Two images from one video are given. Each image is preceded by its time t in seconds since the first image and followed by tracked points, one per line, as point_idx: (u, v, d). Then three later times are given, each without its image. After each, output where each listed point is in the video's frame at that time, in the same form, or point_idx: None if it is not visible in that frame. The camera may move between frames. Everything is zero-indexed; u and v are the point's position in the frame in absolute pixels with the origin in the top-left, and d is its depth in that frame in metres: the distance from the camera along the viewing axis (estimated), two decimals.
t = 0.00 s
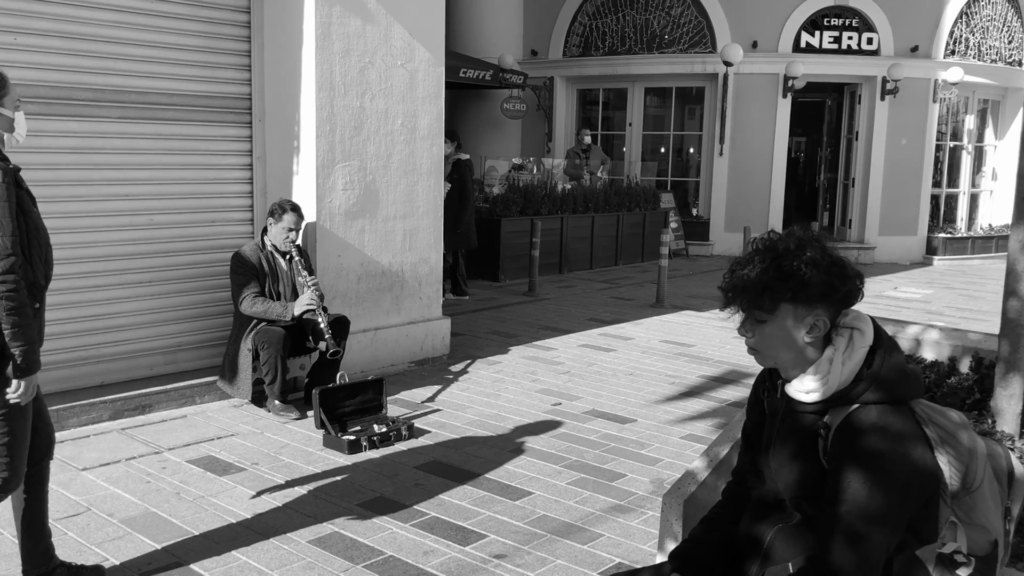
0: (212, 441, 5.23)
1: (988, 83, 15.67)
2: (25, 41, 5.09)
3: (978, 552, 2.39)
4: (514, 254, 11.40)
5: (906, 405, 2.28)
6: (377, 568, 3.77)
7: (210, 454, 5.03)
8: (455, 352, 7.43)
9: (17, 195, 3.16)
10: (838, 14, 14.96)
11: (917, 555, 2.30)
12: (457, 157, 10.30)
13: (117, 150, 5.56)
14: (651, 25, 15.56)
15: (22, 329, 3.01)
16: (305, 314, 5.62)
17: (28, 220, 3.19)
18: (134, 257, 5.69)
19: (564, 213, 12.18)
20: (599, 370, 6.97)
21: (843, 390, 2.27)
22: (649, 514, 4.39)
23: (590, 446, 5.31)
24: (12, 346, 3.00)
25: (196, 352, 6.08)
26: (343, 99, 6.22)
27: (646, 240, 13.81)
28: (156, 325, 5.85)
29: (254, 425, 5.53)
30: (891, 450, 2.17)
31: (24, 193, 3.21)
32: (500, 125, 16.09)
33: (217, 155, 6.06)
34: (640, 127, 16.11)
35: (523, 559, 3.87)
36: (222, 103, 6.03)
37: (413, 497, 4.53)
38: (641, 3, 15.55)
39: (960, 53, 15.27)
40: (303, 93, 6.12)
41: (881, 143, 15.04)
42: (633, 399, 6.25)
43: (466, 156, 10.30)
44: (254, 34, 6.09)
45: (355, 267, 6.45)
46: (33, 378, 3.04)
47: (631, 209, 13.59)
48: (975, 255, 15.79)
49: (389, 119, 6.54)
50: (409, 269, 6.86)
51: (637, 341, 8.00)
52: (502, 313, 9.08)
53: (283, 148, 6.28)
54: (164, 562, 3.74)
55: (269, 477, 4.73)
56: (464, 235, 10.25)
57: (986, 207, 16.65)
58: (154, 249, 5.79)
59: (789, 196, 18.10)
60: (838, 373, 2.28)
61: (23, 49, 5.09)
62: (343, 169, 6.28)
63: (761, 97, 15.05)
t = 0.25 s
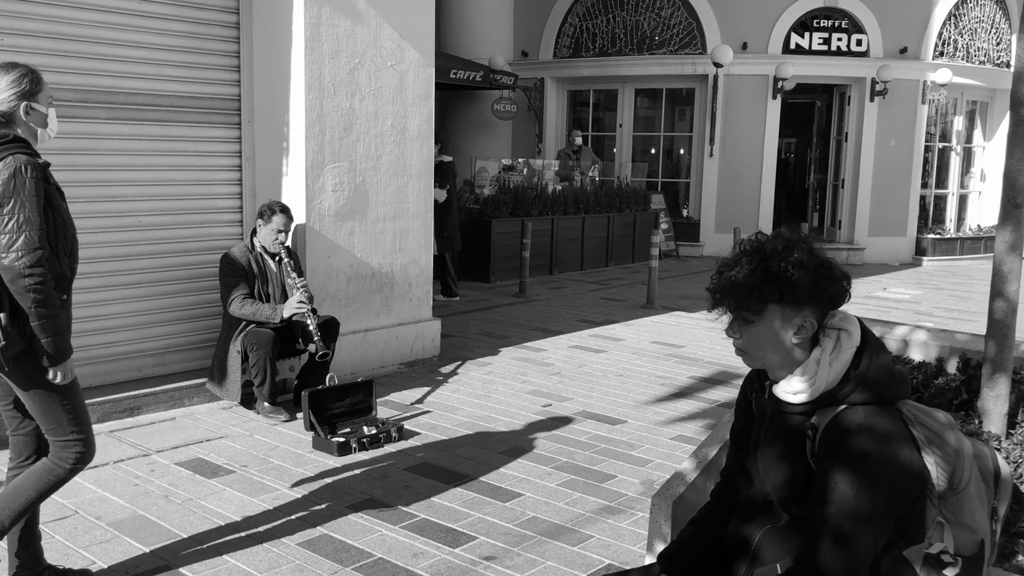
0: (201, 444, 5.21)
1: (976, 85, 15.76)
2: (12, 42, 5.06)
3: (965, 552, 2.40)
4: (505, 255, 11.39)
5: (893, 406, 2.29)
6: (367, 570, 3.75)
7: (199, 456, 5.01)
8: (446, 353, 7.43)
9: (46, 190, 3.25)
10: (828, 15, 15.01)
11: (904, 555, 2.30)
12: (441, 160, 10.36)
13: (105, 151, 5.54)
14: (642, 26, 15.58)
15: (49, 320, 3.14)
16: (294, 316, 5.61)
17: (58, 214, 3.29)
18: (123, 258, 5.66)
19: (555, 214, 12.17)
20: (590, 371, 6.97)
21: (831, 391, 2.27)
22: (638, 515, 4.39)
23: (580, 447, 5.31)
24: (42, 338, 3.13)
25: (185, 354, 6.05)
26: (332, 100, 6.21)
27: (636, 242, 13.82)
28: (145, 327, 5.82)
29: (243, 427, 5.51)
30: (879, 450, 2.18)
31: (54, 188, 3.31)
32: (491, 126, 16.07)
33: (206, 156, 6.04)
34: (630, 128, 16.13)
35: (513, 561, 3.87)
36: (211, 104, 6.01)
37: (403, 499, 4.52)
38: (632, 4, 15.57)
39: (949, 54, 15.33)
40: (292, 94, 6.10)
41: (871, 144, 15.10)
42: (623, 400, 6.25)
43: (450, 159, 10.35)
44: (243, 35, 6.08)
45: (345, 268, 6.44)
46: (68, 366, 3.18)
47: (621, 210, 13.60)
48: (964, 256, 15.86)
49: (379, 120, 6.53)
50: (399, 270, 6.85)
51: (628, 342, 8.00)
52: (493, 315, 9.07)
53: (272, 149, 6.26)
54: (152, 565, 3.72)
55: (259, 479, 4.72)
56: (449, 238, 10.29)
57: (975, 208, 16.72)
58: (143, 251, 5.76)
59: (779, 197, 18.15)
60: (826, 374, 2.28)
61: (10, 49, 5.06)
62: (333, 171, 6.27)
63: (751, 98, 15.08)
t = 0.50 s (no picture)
0: (190, 446, 5.19)
1: (965, 86, 15.85)
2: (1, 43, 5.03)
3: (952, 552, 2.40)
4: (496, 256, 11.39)
5: (881, 406, 2.30)
6: (357, 573, 3.75)
7: (188, 458, 4.99)
8: (436, 355, 7.43)
9: (75, 190, 3.28)
10: (818, 17, 15.07)
11: (892, 555, 2.31)
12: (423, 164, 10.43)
13: (95, 153, 5.51)
14: (633, 28, 15.61)
15: (77, 316, 3.15)
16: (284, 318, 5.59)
17: (86, 215, 3.34)
18: (112, 260, 5.64)
19: (546, 216, 12.18)
20: (581, 372, 6.98)
21: (818, 392, 2.28)
22: (629, 517, 4.39)
23: (570, 449, 5.31)
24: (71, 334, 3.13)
25: (175, 356, 6.03)
26: (322, 101, 6.20)
27: (627, 243, 13.84)
28: (134, 329, 5.79)
29: (233, 429, 5.49)
30: (866, 451, 2.19)
31: (83, 189, 3.35)
32: (482, 127, 16.07)
33: (196, 157, 6.02)
34: (621, 129, 16.15)
35: (503, 562, 3.87)
36: (201, 106, 6.00)
37: (394, 501, 4.52)
38: (623, 6, 15.58)
39: (938, 56, 15.40)
40: (282, 95, 6.08)
41: (860, 145, 15.18)
42: (614, 401, 6.26)
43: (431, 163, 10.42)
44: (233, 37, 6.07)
45: (335, 270, 6.42)
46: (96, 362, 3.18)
47: (612, 211, 13.63)
48: (953, 257, 15.93)
49: (369, 122, 6.52)
50: (389, 272, 6.84)
51: (619, 343, 8.01)
52: (484, 316, 9.06)
53: (263, 151, 6.24)
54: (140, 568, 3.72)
55: (248, 482, 4.70)
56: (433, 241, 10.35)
57: (964, 209, 16.80)
58: (133, 253, 5.73)
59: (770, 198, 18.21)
60: (814, 374, 2.28)
61: None
62: (323, 172, 6.25)
63: (741, 100, 15.13)
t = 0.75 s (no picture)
0: (180, 448, 5.17)
1: (955, 88, 15.91)
2: None
3: (940, 553, 2.40)
4: (489, 258, 11.39)
5: (870, 408, 2.30)
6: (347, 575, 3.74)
7: (179, 461, 4.97)
8: (428, 356, 7.42)
9: (106, 199, 3.40)
10: (809, 19, 15.10)
11: (881, 557, 2.31)
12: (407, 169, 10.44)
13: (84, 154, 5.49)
14: (624, 29, 15.61)
15: (104, 322, 3.26)
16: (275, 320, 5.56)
17: (117, 222, 3.45)
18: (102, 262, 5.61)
19: (538, 217, 12.17)
20: (573, 374, 6.98)
21: (807, 393, 2.28)
22: (620, 518, 4.39)
23: (562, 450, 5.31)
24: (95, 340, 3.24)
25: (165, 358, 6.01)
26: (313, 103, 6.18)
27: (620, 244, 13.86)
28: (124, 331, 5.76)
29: (224, 432, 5.48)
30: (854, 452, 2.19)
31: (114, 198, 3.46)
32: (474, 129, 16.06)
33: (187, 159, 6.00)
34: (613, 131, 16.16)
35: (494, 564, 3.86)
36: (192, 107, 5.98)
37: (385, 504, 4.50)
38: (615, 7, 15.59)
39: (929, 58, 15.46)
40: (273, 96, 6.07)
41: (852, 147, 15.22)
42: (606, 403, 6.26)
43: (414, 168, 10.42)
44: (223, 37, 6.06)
45: (326, 271, 6.41)
46: (121, 369, 3.29)
47: (605, 212, 13.63)
48: (944, 258, 15.99)
49: (360, 123, 6.51)
50: (381, 273, 6.83)
51: (611, 344, 8.01)
52: (476, 317, 9.06)
53: (253, 152, 6.22)
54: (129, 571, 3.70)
55: (239, 484, 4.69)
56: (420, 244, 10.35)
57: (955, 210, 16.87)
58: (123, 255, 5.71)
59: (762, 199, 18.24)
60: (803, 376, 2.28)
61: None
62: (314, 173, 6.24)
63: (733, 101, 15.16)
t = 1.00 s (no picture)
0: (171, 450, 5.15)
1: (946, 89, 15.98)
2: None
3: (930, 554, 2.40)
4: (482, 259, 11.38)
5: (860, 409, 2.30)
6: None
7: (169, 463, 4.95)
8: (421, 358, 7.41)
9: (141, 208, 3.51)
10: (802, 20, 15.13)
11: (871, 558, 2.31)
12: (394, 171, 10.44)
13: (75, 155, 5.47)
14: (617, 31, 15.62)
15: (136, 330, 3.36)
16: (267, 320, 5.54)
17: (150, 231, 3.55)
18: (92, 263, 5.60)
19: (531, 218, 12.17)
20: (565, 375, 6.98)
21: (797, 395, 2.28)
22: (612, 519, 4.39)
23: (554, 452, 5.30)
24: (126, 346, 3.34)
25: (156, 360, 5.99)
26: (305, 104, 6.17)
27: (613, 245, 13.87)
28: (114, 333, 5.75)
29: (215, 434, 5.46)
30: (844, 454, 2.19)
31: (147, 206, 3.57)
32: (467, 130, 16.05)
33: (178, 160, 5.98)
34: (606, 132, 16.17)
35: (486, 566, 3.85)
36: (184, 108, 5.96)
37: (377, 506, 4.50)
38: (608, 8, 15.60)
39: (920, 59, 15.52)
40: (265, 97, 6.05)
41: (844, 148, 15.27)
42: (598, 404, 6.26)
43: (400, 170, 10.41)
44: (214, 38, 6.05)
45: (318, 273, 6.39)
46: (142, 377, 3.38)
47: (598, 213, 13.64)
48: (936, 258, 16.04)
49: (352, 124, 6.50)
50: (373, 275, 6.82)
51: (603, 345, 8.01)
52: (468, 319, 9.05)
53: (244, 153, 6.20)
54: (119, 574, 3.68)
55: (230, 486, 4.67)
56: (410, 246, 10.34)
57: (947, 211, 16.93)
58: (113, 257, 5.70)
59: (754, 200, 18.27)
60: (792, 377, 2.28)
61: None
62: (306, 174, 6.22)
63: (726, 102, 15.19)
